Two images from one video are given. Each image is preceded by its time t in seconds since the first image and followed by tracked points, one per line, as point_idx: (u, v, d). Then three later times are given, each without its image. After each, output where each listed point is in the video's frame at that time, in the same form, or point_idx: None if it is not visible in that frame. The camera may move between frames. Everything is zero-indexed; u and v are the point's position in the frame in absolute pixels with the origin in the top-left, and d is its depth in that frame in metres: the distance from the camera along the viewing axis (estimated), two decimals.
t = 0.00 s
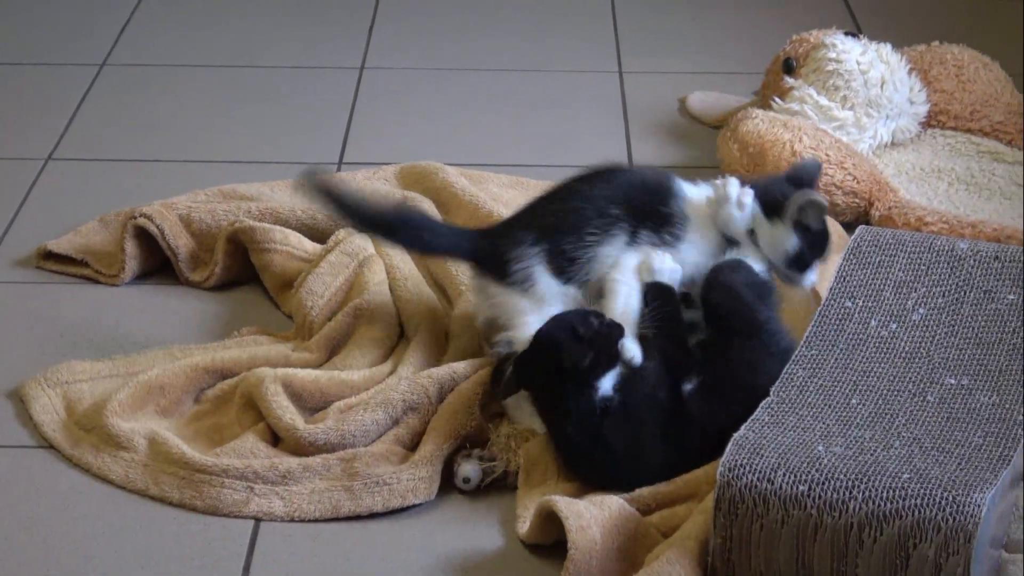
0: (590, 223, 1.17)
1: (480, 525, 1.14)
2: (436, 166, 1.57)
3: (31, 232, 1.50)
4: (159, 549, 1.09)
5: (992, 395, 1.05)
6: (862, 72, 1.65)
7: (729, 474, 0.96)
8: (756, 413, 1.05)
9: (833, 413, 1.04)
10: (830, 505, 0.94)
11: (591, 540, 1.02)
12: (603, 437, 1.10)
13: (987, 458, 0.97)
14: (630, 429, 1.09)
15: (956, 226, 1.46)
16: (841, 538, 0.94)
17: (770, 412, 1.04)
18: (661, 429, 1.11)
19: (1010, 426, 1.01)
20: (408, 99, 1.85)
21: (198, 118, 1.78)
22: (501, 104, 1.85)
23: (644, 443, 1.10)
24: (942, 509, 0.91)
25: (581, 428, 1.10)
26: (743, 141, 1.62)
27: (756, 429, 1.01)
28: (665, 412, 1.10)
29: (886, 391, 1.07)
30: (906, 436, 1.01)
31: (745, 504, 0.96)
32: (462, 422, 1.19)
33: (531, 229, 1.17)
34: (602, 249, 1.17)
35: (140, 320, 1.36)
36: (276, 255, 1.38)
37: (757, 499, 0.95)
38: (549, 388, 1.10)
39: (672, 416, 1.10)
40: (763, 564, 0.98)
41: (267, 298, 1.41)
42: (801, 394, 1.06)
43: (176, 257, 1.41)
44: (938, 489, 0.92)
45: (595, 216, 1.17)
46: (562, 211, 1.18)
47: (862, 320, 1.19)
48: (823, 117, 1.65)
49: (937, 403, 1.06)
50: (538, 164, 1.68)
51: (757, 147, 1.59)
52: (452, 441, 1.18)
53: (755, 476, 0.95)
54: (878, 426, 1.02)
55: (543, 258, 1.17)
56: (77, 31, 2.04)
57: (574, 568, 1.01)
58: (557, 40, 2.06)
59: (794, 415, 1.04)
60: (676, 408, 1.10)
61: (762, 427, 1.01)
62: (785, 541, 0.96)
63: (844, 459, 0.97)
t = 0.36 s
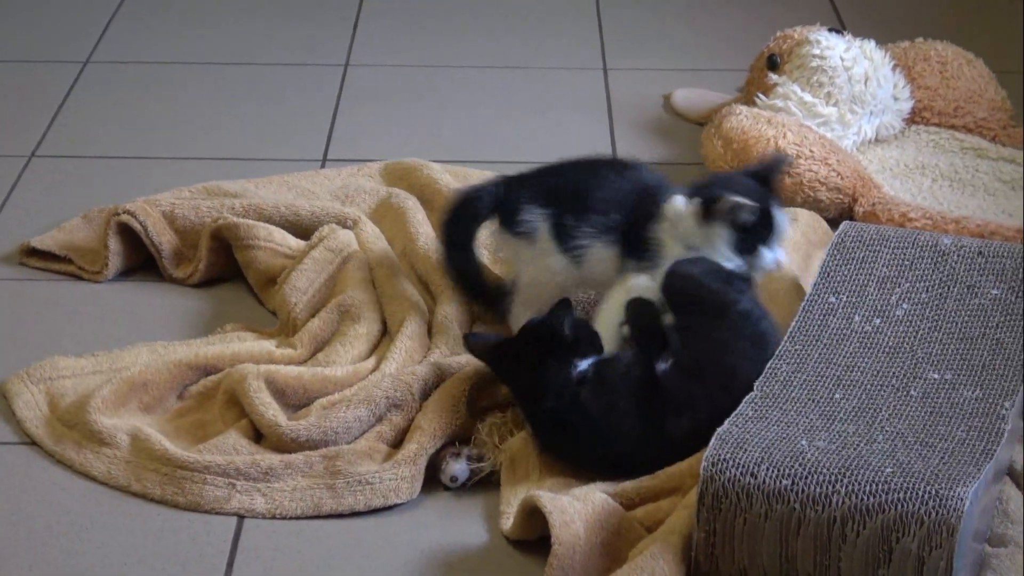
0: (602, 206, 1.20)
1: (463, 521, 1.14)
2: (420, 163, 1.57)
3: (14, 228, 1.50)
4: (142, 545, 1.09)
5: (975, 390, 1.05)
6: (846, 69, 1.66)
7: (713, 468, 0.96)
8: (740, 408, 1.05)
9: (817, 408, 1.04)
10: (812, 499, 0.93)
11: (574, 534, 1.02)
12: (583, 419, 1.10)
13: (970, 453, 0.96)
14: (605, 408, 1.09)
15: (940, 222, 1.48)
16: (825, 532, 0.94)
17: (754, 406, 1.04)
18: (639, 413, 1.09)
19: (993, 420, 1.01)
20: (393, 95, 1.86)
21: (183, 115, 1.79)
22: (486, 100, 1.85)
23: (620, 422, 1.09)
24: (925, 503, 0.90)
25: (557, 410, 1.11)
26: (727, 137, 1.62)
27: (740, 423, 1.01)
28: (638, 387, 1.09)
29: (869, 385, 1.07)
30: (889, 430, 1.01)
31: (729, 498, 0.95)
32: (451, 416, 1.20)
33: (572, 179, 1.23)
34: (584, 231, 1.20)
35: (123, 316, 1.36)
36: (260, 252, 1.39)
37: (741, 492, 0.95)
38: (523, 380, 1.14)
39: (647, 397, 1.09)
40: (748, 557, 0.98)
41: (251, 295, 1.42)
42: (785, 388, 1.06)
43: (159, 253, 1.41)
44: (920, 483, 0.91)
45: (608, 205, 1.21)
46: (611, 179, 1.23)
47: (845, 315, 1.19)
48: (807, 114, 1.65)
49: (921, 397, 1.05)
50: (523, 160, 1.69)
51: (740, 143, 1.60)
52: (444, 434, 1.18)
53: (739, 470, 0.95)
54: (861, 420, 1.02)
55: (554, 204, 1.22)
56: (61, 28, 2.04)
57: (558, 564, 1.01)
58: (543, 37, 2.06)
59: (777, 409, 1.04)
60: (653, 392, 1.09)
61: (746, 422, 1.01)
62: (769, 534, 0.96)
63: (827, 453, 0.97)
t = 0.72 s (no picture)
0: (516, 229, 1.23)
1: (447, 519, 1.14)
2: (406, 160, 1.58)
3: None
4: (123, 544, 1.09)
5: (959, 386, 1.06)
6: (830, 66, 1.67)
7: (697, 464, 0.96)
8: (724, 405, 1.05)
9: (801, 405, 1.05)
10: (796, 495, 0.93)
11: (566, 531, 1.00)
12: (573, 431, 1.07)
13: (953, 449, 0.97)
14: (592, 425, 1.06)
15: (924, 219, 1.48)
16: (809, 529, 0.94)
17: (738, 403, 1.05)
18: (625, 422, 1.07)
19: (977, 416, 1.02)
20: (379, 93, 1.86)
21: (168, 113, 1.79)
22: (472, 97, 1.86)
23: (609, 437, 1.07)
24: (908, 500, 0.90)
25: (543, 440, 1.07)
26: (711, 134, 1.63)
27: (724, 420, 1.01)
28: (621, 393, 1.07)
29: (854, 382, 1.08)
30: (873, 427, 1.01)
31: (714, 495, 0.96)
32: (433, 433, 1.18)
33: (494, 194, 1.25)
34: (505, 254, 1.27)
35: (107, 315, 1.37)
36: (244, 250, 1.39)
37: (725, 489, 0.95)
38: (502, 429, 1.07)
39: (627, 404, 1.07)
40: (732, 554, 0.98)
41: (235, 293, 1.42)
42: (769, 386, 1.07)
43: (143, 251, 1.41)
44: (904, 480, 0.92)
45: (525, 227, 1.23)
46: (532, 191, 1.23)
47: (829, 312, 1.20)
48: (790, 111, 1.66)
49: (905, 393, 1.06)
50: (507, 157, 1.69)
51: (724, 141, 1.60)
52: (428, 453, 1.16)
53: (723, 466, 0.95)
54: (846, 417, 1.03)
55: (477, 218, 1.27)
56: (46, 26, 2.04)
57: (546, 560, 0.99)
58: (530, 35, 2.06)
59: (762, 406, 1.04)
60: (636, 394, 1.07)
61: (730, 419, 1.02)
62: (753, 531, 0.96)
63: (811, 449, 0.97)
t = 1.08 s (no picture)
0: (475, 174, 1.22)
1: (442, 517, 1.14)
2: (403, 158, 1.58)
3: None
4: (118, 541, 1.09)
5: (957, 384, 1.06)
6: (826, 64, 1.67)
7: (697, 463, 0.95)
8: (723, 403, 1.05)
9: (800, 404, 1.04)
10: (798, 493, 0.93)
11: (544, 533, 1.01)
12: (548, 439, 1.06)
13: (953, 447, 0.97)
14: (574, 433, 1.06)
15: (921, 216, 1.48)
16: (810, 527, 0.93)
17: (737, 402, 1.04)
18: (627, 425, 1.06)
19: (976, 414, 1.02)
20: (376, 91, 1.86)
21: (163, 110, 1.79)
22: (468, 95, 1.86)
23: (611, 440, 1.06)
24: (909, 497, 0.89)
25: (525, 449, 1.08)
26: (707, 132, 1.63)
27: (723, 418, 1.01)
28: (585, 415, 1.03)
29: (852, 381, 1.08)
30: (872, 425, 1.01)
31: (714, 493, 0.95)
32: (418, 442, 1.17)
33: (451, 138, 1.22)
34: (462, 198, 1.25)
35: (101, 312, 1.37)
36: (239, 247, 1.39)
37: (726, 488, 0.94)
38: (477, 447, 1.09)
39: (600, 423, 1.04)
40: (733, 552, 0.97)
41: (231, 290, 1.42)
42: (767, 384, 1.07)
43: (139, 248, 1.41)
44: (905, 477, 0.91)
45: (481, 173, 1.22)
46: (487, 135, 1.22)
47: (827, 310, 1.19)
48: (787, 109, 1.66)
49: (904, 391, 1.06)
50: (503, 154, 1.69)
51: (719, 139, 1.61)
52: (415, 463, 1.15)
53: (723, 465, 0.94)
54: (845, 416, 1.02)
55: (431, 164, 1.24)
56: (42, 24, 2.04)
57: (530, 563, 1.00)
58: (526, 33, 2.07)
59: (760, 405, 1.04)
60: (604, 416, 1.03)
61: (729, 417, 1.01)
62: (754, 530, 0.95)
63: (811, 448, 0.97)
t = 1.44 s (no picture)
0: (460, 145, 1.22)
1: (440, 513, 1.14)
2: (399, 155, 1.58)
3: None
4: (114, 537, 1.09)
5: (953, 382, 1.06)
6: (823, 62, 1.67)
7: (693, 460, 0.95)
8: (720, 401, 1.05)
9: (796, 402, 1.04)
10: (794, 491, 0.93)
11: (550, 529, 1.01)
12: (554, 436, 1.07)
13: (949, 445, 0.97)
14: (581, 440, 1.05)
15: (917, 214, 1.48)
16: (806, 524, 0.93)
17: (734, 400, 1.04)
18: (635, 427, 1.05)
19: (971, 412, 1.02)
20: (373, 87, 1.86)
21: (160, 107, 1.79)
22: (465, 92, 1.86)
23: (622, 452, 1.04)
24: (905, 495, 0.89)
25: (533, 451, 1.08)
26: (703, 130, 1.63)
27: (720, 416, 1.01)
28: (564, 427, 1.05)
29: (848, 378, 1.08)
30: (868, 423, 1.01)
31: (711, 491, 0.95)
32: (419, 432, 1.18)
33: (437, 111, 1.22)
34: (448, 169, 1.25)
35: (98, 309, 1.37)
36: (236, 243, 1.39)
37: (722, 485, 0.94)
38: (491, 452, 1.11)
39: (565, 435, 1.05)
40: (730, 549, 0.97)
41: (227, 285, 1.42)
42: (764, 382, 1.07)
43: (136, 244, 1.41)
44: (901, 475, 0.91)
45: (466, 144, 1.22)
46: (471, 108, 1.22)
47: (823, 308, 1.19)
48: (784, 107, 1.66)
49: (900, 389, 1.06)
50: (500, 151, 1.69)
51: (716, 137, 1.61)
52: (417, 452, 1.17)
53: (719, 462, 0.94)
54: (841, 414, 1.03)
55: (417, 136, 1.24)
56: (39, 21, 2.04)
57: (534, 557, 1.00)
58: (523, 30, 2.06)
59: (756, 402, 1.04)
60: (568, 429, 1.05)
61: (725, 415, 1.01)
62: (751, 527, 0.95)
63: (807, 446, 0.97)
